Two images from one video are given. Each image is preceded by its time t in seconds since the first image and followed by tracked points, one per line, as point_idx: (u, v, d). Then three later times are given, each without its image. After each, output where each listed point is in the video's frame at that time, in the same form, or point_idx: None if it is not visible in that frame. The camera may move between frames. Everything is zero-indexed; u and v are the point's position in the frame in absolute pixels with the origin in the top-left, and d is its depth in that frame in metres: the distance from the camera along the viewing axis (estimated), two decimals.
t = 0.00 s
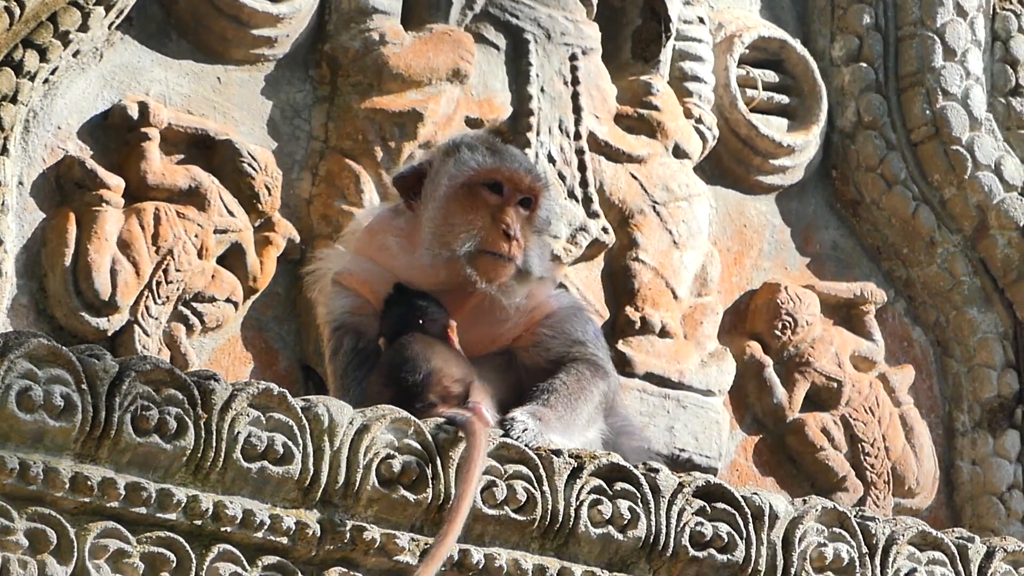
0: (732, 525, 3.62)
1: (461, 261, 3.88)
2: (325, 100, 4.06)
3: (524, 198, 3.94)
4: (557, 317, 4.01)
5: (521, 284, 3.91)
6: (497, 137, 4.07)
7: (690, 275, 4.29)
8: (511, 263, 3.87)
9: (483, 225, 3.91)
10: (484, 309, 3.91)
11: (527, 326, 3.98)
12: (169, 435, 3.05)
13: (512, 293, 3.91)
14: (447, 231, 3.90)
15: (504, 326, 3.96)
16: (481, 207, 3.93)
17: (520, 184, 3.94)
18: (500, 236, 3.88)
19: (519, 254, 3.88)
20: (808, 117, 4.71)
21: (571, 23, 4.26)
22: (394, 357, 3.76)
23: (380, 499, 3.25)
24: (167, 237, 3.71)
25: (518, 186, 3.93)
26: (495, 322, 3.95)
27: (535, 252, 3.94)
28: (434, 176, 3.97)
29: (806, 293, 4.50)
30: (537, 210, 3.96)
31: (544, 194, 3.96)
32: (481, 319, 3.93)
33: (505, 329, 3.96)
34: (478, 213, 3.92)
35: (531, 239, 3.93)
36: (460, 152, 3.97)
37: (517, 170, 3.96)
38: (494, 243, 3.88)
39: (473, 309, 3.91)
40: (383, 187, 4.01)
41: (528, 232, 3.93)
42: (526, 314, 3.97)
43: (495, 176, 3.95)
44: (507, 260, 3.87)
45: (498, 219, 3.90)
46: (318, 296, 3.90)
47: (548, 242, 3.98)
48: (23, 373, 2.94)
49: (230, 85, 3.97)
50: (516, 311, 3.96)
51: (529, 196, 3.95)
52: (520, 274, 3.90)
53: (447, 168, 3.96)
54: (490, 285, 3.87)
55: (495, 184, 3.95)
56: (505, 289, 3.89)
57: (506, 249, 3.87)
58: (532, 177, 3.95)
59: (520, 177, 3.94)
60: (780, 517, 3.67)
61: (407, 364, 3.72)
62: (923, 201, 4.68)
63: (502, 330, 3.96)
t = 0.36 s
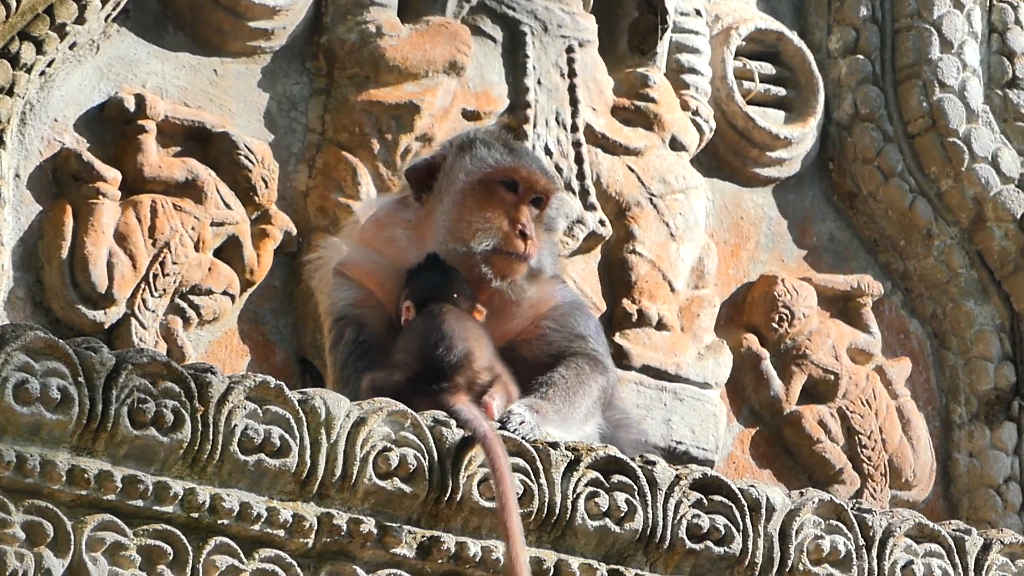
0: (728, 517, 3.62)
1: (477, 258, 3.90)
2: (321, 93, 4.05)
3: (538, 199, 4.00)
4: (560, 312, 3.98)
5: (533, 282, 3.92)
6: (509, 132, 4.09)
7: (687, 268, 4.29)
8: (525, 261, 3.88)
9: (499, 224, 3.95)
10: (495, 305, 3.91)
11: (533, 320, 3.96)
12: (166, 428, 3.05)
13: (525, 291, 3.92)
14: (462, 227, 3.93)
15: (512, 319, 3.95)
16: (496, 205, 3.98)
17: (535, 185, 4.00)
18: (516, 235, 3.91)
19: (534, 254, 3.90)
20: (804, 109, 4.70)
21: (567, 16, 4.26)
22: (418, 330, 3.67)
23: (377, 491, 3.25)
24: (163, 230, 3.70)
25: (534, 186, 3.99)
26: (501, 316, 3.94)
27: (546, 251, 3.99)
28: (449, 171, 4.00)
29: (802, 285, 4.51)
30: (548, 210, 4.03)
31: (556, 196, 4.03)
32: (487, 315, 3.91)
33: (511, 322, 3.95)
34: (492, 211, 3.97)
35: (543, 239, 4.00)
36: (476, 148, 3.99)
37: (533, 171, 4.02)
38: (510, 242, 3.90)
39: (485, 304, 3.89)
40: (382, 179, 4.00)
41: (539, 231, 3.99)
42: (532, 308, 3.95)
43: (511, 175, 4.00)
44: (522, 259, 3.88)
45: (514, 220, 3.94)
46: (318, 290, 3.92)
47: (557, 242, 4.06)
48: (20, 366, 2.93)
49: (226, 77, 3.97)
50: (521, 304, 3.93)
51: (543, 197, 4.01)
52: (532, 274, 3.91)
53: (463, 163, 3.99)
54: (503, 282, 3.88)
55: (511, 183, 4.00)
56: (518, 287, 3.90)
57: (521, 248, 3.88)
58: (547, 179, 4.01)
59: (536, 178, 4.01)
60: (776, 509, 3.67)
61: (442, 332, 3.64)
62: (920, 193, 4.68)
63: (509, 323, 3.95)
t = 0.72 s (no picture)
0: (729, 512, 3.62)
1: (481, 252, 3.94)
2: (320, 89, 4.06)
3: (540, 190, 4.02)
4: (559, 306, 3.98)
5: (533, 277, 3.95)
6: (510, 126, 4.10)
7: (687, 263, 4.29)
8: (529, 253, 3.92)
9: (503, 216, 3.97)
10: (498, 300, 3.94)
11: (532, 314, 3.96)
12: (166, 424, 3.05)
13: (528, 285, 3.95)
14: (465, 221, 3.96)
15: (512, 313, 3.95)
16: (499, 197, 4.00)
17: (537, 176, 4.02)
18: (519, 227, 3.93)
19: (537, 247, 3.93)
20: (804, 103, 4.70)
21: (566, 11, 4.25)
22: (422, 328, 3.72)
23: (378, 487, 3.25)
24: (163, 226, 3.71)
25: (536, 178, 4.01)
26: (502, 310, 3.95)
27: (546, 246, 4.01)
28: (450, 166, 4.03)
29: (802, 279, 4.51)
30: (549, 201, 4.06)
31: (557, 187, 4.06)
32: (490, 309, 3.94)
33: (511, 316, 3.95)
34: (495, 203, 4.00)
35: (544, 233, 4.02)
36: (477, 143, 4.01)
37: (536, 162, 4.03)
38: (512, 235, 3.92)
39: (487, 299, 3.93)
40: (382, 176, 4.01)
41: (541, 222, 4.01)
42: (531, 302, 3.96)
43: (514, 166, 4.02)
44: (523, 253, 3.91)
45: (517, 212, 3.96)
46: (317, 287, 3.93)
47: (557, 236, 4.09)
48: (20, 362, 2.94)
49: (225, 74, 3.97)
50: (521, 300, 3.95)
51: (545, 188, 4.04)
52: (530, 269, 3.95)
53: (464, 157, 4.01)
54: (507, 275, 3.92)
55: (514, 175, 4.02)
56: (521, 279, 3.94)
57: (524, 241, 3.90)
58: (549, 170, 4.03)
59: (538, 168, 4.03)
60: (777, 504, 3.67)
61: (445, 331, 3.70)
62: (920, 187, 4.68)
63: (508, 318, 3.95)
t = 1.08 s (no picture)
0: (734, 512, 3.62)
1: (487, 245, 3.94)
2: (325, 88, 4.06)
3: (543, 185, 4.03)
4: (562, 305, 3.98)
5: (539, 272, 3.96)
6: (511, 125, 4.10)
7: (692, 262, 4.29)
8: (535, 245, 3.92)
9: (508, 210, 3.99)
10: (503, 296, 3.94)
11: (535, 313, 3.97)
12: (171, 424, 3.05)
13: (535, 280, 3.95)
14: (469, 217, 3.97)
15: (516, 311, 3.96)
16: (503, 192, 4.01)
17: (540, 170, 4.03)
18: (525, 220, 3.95)
19: (543, 238, 3.94)
20: (808, 103, 4.70)
21: (570, 10, 4.26)
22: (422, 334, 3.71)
23: (383, 487, 3.25)
24: (168, 227, 3.71)
25: (539, 172, 4.03)
26: (506, 308, 3.95)
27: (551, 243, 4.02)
28: (451, 165, 4.03)
29: (807, 279, 4.51)
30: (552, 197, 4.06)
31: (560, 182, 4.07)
32: (496, 305, 3.94)
33: (513, 316, 3.96)
34: (498, 198, 4.00)
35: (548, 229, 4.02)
36: (478, 141, 4.01)
37: (538, 156, 4.05)
38: (519, 227, 3.94)
39: (491, 296, 3.94)
40: (386, 175, 4.02)
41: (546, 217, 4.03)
42: (534, 301, 3.96)
43: (516, 162, 4.03)
44: (532, 243, 3.92)
45: (522, 206, 3.98)
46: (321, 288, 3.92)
47: (561, 233, 4.08)
48: (25, 362, 2.94)
49: (229, 73, 3.97)
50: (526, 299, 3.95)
51: (547, 183, 4.04)
52: (541, 261, 3.96)
53: (466, 155, 4.02)
54: (514, 267, 3.91)
55: (516, 170, 4.03)
56: (529, 272, 3.94)
57: (531, 232, 3.93)
58: (552, 163, 4.05)
59: (541, 162, 4.04)
60: (782, 504, 3.66)
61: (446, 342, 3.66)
62: (925, 186, 4.68)
63: (511, 318, 3.96)
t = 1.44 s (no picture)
0: (737, 514, 3.61)
1: (491, 252, 3.88)
2: (328, 89, 4.07)
3: (549, 195, 3.97)
4: (567, 308, 3.94)
5: (540, 281, 3.92)
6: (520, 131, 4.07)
7: (695, 264, 4.29)
8: (537, 257, 3.87)
9: (513, 219, 3.91)
10: (505, 303, 3.89)
11: (538, 318, 3.93)
12: (174, 426, 3.05)
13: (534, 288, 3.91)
14: (474, 222, 3.91)
15: (519, 316, 3.91)
16: (509, 200, 3.94)
17: (546, 181, 3.96)
18: (529, 230, 3.89)
19: (546, 249, 3.89)
20: (812, 105, 4.70)
21: (574, 12, 4.26)
22: (434, 339, 3.73)
23: (386, 489, 3.24)
24: (171, 228, 3.71)
25: (545, 183, 3.96)
26: (510, 314, 3.90)
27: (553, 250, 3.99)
28: (460, 169, 3.98)
29: (810, 281, 4.51)
30: (557, 206, 4.01)
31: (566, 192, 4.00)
32: (501, 311, 3.89)
33: (517, 320, 3.91)
34: (504, 206, 3.93)
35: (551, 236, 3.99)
36: (487, 146, 3.97)
37: (546, 167, 3.98)
38: (523, 237, 3.87)
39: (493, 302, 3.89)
40: (390, 177, 4.00)
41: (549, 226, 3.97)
42: (536, 305, 3.92)
43: (524, 170, 3.96)
44: (535, 254, 3.86)
45: (527, 215, 3.91)
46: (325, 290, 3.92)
47: (563, 240, 4.05)
48: (29, 365, 2.94)
49: (233, 75, 3.97)
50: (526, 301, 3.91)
51: (554, 194, 3.98)
52: (538, 272, 3.92)
53: (474, 160, 3.96)
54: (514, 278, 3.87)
55: (523, 179, 3.97)
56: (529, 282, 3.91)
57: (534, 243, 3.87)
58: (559, 175, 3.98)
59: (548, 173, 3.97)
60: (786, 506, 3.67)
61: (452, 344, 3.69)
62: (928, 189, 4.68)
63: (517, 320, 3.91)
